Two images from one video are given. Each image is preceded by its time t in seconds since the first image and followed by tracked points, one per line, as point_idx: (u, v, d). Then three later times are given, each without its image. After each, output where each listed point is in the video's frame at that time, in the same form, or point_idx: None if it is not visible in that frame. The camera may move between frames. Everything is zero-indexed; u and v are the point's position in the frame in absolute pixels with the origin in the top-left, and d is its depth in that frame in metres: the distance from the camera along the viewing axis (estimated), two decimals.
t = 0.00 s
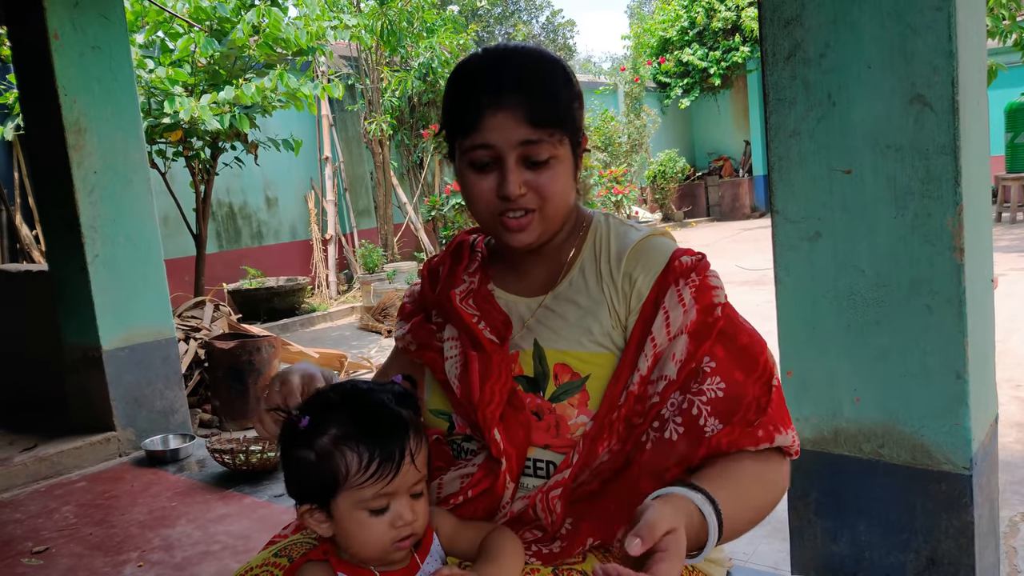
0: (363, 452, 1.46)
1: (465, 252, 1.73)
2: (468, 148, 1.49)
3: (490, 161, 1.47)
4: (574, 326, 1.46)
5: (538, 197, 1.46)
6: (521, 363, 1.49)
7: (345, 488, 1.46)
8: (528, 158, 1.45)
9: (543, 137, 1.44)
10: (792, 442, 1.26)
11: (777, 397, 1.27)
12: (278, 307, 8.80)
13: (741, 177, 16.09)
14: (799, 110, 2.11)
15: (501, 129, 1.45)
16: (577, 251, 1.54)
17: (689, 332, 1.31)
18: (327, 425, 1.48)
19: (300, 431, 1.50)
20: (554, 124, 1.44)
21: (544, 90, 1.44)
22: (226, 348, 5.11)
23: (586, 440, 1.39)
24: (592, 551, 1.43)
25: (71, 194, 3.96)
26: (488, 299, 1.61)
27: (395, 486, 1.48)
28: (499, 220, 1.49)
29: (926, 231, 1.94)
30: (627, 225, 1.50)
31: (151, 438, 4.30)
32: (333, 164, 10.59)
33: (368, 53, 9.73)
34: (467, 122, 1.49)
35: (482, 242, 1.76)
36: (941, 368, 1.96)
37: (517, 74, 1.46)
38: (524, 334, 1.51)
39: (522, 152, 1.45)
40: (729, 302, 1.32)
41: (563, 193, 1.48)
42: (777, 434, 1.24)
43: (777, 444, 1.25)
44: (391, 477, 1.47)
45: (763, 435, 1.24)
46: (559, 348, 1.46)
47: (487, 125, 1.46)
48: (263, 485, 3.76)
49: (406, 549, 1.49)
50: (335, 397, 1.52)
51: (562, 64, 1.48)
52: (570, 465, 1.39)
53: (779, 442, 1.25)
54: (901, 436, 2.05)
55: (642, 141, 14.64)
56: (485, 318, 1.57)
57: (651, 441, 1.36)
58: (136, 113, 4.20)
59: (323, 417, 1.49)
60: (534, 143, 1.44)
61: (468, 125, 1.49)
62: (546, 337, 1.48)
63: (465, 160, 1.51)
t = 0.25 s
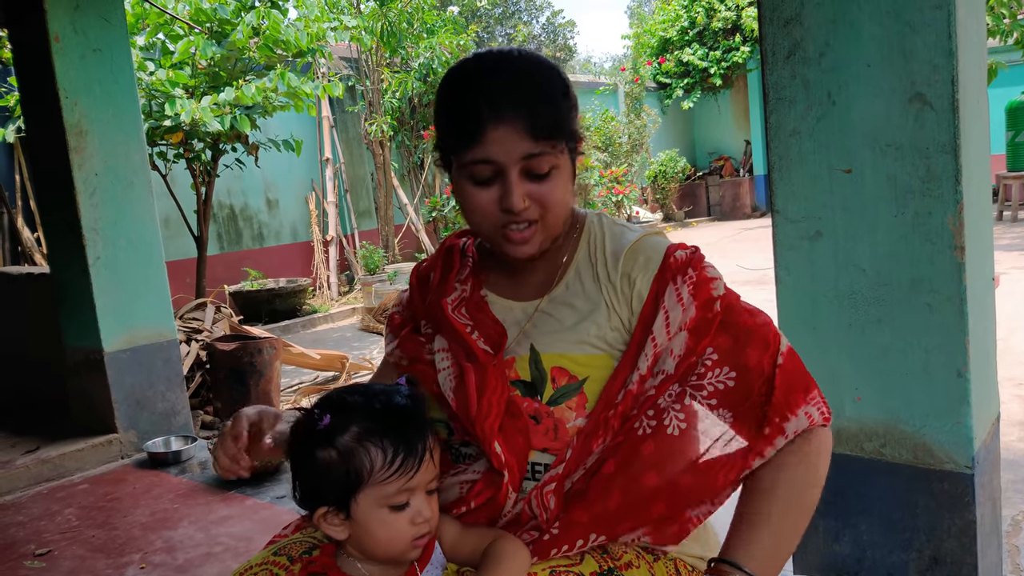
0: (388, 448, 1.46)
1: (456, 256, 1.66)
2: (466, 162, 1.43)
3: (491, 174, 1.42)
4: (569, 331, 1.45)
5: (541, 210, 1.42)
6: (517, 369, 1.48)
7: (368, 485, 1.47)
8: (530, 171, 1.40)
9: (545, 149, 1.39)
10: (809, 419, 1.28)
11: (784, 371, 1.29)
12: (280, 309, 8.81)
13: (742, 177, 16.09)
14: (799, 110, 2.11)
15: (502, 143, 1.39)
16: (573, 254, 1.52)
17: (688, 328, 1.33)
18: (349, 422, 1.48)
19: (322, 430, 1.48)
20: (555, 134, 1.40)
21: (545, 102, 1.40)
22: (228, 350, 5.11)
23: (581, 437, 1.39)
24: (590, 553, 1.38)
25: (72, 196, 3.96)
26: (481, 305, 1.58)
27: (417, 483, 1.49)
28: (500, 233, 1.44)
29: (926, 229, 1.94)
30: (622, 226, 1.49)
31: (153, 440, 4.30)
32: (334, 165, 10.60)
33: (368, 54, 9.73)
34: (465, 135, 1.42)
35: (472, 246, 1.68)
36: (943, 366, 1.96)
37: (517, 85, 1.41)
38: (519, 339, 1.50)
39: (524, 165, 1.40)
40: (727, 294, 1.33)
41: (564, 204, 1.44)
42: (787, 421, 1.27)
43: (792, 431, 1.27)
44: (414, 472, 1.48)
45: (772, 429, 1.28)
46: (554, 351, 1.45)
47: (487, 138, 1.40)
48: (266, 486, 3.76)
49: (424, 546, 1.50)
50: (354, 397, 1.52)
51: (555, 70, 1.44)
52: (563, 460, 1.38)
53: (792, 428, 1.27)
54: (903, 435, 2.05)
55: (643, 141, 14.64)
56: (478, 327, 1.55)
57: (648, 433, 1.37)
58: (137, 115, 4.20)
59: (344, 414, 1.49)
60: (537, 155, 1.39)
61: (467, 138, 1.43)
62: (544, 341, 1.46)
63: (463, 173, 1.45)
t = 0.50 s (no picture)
0: (383, 450, 1.45)
1: (450, 259, 1.65)
2: (476, 176, 1.40)
3: (502, 187, 1.39)
4: (572, 334, 1.45)
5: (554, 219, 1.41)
6: (520, 373, 1.48)
7: (364, 487, 1.46)
8: (541, 180, 1.38)
9: (555, 157, 1.38)
10: (800, 441, 1.31)
11: (782, 387, 1.32)
12: (279, 309, 8.80)
13: (741, 175, 16.09)
14: (798, 108, 2.11)
15: (513, 155, 1.37)
16: (571, 256, 1.51)
17: (694, 333, 1.34)
18: (344, 424, 1.47)
19: (316, 432, 1.48)
20: (561, 139, 1.39)
21: (550, 108, 1.39)
22: (227, 351, 5.11)
23: (583, 438, 1.39)
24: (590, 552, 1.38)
25: (70, 198, 3.96)
26: (480, 308, 1.57)
27: (414, 484, 1.47)
28: (511, 244, 1.43)
29: (924, 227, 1.94)
30: (623, 227, 1.49)
31: (152, 440, 4.30)
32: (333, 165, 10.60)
33: (367, 54, 9.72)
34: (473, 150, 1.39)
35: (465, 246, 1.68)
36: (941, 364, 1.95)
37: (522, 92, 1.39)
38: (520, 344, 1.50)
39: (536, 175, 1.38)
40: (732, 301, 1.34)
41: (572, 212, 1.43)
42: (778, 443, 1.31)
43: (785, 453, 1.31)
44: (410, 474, 1.47)
45: (765, 448, 1.32)
46: (557, 355, 1.45)
47: (498, 151, 1.37)
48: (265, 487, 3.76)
49: (423, 549, 1.49)
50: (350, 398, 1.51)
51: (550, 68, 1.43)
52: (564, 460, 1.39)
53: (783, 449, 1.31)
54: (902, 433, 2.04)
55: (642, 140, 14.63)
56: (475, 333, 1.54)
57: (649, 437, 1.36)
58: (135, 116, 4.20)
59: (339, 417, 1.49)
60: (548, 164, 1.37)
61: (473, 153, 1.39)
62: (547, 344, 1.46)
63: (471, 188, 1.42)
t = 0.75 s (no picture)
0: (375, 452, 1.45)
1: (448, 255, 1.62)
2: (495, 184, 1.34)
3: (522, 196, 1.34)
4: (571, 337, 1.44)
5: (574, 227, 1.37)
6: (517, 376, 1.48)
7: (357, 490, 1.45)
8: (562, 187, 1.34)
9: (576, 163, 1.34)
10: (802, 441, 1.31)
11: (786, 387, 1.31)
12: (278, 309, 8.80)
13: (740, 173, 16.09)
14: (795, 106, 2.10)
15: (536, 164, 1.31)
16: (575, 258, 1.49)
17: (698, 338, 1.32)
18: (335, 427, 1.47)
19: (306, 436, 1.47)
20: (581, 143, 1.35)
21: (569, 111, 1.34)
22: (226, 351, 5.11)
23: (582, 440, 1.39)
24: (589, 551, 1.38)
25: (68, 198, 3.96)
26: (479, 309, 1.55)
27: (407, 484, 1.47)
28: (529, 252, 1.38)
29: (922, 224, 1.94)
30: (626, 229, 1.45)
31: (151, 441, 4.30)
32: (331, 165, 10.59)
33: (365, 53, 9.70)
34: (492, 158, 1.33)
35: (464, 243, 1.63)
36: (940, 361, 1.95)
37: (541, 96, 1.33)
38: (518, 346, 1.49)
39: (557, 183, 1.33)
40: (736, 304, 1.33)
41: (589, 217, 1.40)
42: (782, 442, 1.31)
43: (787, 451, 1.31)
44: (403, 475, 1.46)
45: (768, 447, 1.33)
46: (556, 359, 1.44)
47: (520, 160, 1.31)
48: (265, 487, 3.76)
49: (420, 549, 1.49)
50: (339, 401, 1.51)
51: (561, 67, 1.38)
52: (564, 461, 1.39)
53: (786, 448, 1.31)
54: (901, 430, 2.05)
55: (640, 139, 14.63)
56: (472, 336, 1.52)
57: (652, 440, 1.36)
58: (132, 116, 4.20)
59: (329, 420, 1.48)
60: (569, 171, 1.33)
61: (493, 161, 1.33)
62: (545, 347, 1.45)
63: (490, 196, 1.36)
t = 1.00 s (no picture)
0: (365, 452, 1.45)
1: (458, 252, 1.61)
2: (529, 192, 1.33)
3: (554, 205, 1.33)
4: (588, 347, 1.43)
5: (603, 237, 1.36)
6: (529, 382, 1.47)
7: (349, 492, 1.45)
8: (594, 198, 1.33)
9: (610, 174, 1.33)
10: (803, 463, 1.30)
11: (795, 408, 1.30)
12: (277, 309, 8.80)
13: (738, 170, 16.08)
14: (792, 102, 2.10)
15: (573, 174, 1.30)
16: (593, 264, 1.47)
17: (714, 355, 1.32)
18: (323, 430, 1.47)
19: (294, 442, 1.47)
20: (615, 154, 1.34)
21: (606, 120, 1.33)
22: (224, 351, 5.11)
23: (591, 450, 1.39)
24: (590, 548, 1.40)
25: (64, 199, 3.95)
26: (490, 310, 1.53)
27: (400, 483, 1.47)
28: (555, 261, 1.37)
29: (919, 220, 1.94)
30: (647, 236, 1.44)
31: (150, 441, 4.30)
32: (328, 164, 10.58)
33: (361, 52, 9.68)
34: (529, 166, 1.31)
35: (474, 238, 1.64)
36: (938, 356, 1.95)
37: (582, 104, 1.32)
38: (532, 352, 1.48)
39: (591, 193, 1.32)
40: (753, 321, 1.32)
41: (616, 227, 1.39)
42: (784, 463, 1.30)
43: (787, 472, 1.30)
44: (395, 473, 1.46)
45: (772, 468, 1.31)
46: (569, 368, 1.44)
47: (559, 169, 1.30)
48: (264, 486, 3.76)
49: (417, 546, 1.49)
50: (327, 404, 1.51)
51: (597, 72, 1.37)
52: (571, 469, 1.39)
53: (787, 470, 1.30)
54: (899, 426, 2.05)
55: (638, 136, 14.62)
56: (481, 340, 1.50)
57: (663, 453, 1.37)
58: (128, 116, 4.19)
59: (317, 425, 1.48)
60: (604, 182, 1.32)
61: (530, 170, 1.31)
62: (558, 356, 1.45)
63: (523, 205, 1.35)
